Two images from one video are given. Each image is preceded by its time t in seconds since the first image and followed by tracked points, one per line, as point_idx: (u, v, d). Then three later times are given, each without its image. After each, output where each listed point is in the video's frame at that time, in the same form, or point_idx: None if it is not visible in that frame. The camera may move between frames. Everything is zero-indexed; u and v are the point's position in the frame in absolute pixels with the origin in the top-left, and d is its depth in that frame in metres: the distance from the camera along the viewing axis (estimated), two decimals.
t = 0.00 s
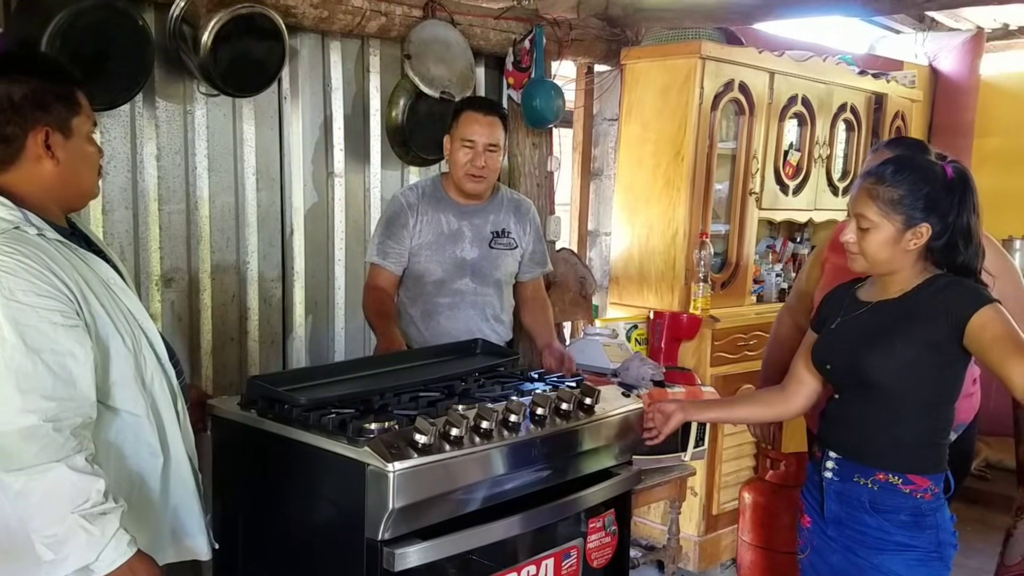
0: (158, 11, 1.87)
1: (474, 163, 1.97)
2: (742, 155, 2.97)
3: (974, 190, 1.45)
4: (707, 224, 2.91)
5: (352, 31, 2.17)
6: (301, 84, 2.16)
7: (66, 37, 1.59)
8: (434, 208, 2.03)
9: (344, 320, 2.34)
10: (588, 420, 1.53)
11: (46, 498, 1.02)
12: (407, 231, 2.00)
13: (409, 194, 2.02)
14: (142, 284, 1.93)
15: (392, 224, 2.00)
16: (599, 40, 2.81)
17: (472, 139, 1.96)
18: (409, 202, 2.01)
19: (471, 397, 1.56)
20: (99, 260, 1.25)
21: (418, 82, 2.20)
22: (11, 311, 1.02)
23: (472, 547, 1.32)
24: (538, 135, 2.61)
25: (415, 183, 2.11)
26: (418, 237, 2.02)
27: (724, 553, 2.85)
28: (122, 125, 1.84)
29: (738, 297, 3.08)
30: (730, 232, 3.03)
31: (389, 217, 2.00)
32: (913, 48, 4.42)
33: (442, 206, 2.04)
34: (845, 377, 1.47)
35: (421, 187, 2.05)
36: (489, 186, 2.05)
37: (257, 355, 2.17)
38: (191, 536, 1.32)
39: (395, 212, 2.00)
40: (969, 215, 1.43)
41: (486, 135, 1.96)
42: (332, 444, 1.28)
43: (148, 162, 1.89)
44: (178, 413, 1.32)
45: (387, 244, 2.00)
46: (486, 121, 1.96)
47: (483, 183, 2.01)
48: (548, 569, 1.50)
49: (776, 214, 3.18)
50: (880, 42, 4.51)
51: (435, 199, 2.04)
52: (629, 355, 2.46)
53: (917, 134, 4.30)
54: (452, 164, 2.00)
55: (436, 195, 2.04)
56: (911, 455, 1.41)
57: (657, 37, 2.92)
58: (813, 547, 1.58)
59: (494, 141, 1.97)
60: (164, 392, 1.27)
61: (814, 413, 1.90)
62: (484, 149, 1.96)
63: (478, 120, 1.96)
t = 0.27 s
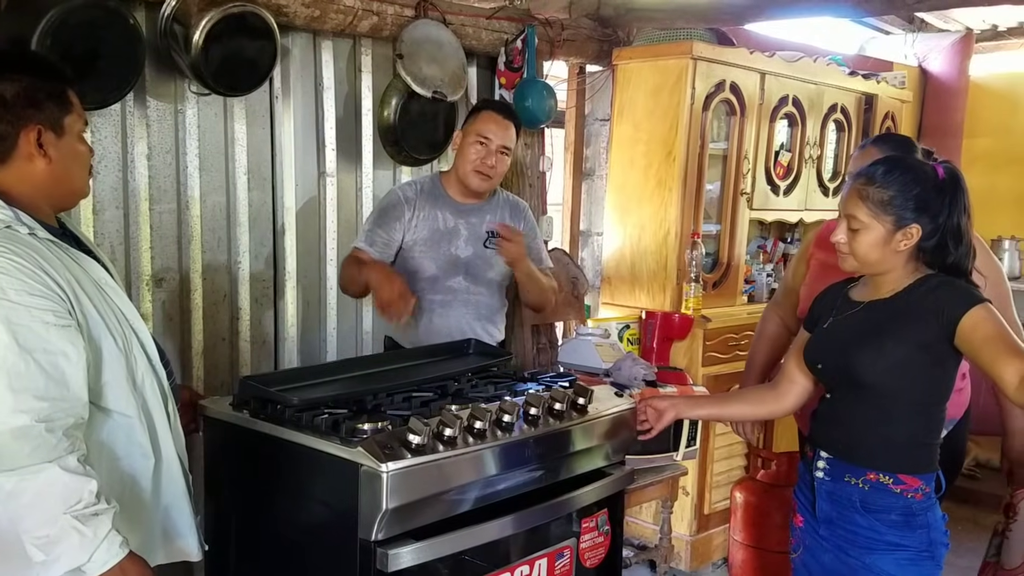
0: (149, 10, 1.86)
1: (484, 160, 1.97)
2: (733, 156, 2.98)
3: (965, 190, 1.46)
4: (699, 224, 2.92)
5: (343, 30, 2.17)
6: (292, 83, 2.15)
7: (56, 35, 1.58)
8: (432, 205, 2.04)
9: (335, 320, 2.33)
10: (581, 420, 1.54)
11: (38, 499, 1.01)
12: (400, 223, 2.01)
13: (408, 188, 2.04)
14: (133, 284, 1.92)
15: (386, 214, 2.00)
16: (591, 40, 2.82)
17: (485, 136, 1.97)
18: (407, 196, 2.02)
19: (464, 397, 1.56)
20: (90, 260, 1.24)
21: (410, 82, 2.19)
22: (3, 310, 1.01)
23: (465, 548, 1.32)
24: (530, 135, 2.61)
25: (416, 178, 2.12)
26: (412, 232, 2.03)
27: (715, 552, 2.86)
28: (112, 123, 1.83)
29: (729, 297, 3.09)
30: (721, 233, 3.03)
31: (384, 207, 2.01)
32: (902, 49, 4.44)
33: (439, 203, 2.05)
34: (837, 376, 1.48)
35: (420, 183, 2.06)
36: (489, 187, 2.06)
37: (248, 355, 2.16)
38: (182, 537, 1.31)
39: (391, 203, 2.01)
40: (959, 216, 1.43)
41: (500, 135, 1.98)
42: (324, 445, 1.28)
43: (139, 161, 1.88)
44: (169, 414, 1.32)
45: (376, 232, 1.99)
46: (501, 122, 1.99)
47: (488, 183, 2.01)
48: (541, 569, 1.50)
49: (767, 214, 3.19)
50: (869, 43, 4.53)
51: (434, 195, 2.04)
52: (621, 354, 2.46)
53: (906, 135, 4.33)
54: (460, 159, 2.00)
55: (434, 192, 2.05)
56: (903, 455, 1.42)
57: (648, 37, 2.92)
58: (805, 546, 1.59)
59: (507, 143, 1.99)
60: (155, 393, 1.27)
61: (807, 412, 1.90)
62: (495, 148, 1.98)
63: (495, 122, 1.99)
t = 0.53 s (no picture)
0: (140, 8, 1.85)
1: (479, 158, 1.97)
2: (725, 156, 2.99)
3: (957, 196, 1.47)
4: (691, 224, 2.92)
5: (335, 29, 2.16)
6: (284, 82, 2.14)
7: (47, 34, 1.57)
8: (426, 203, 2.04)
9: (328, 320, 2.33)
10: (575, 420, 1.54)
11: (31, 501, 1.00)
12: (396, 219, 2.01)
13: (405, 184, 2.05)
14: (124, 284, 1.90)
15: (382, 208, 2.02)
16: (583, 40, 2.82)
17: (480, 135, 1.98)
18: (401, 191, 2.03)
19: (458, 397, 1.56)
20: (81, 260, 1.23)
21: (403, 81, 2.19)
22: None
23: (459, 549, 1.32)
24: (523, 135, 2.60)
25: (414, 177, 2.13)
26: (407, 229, 2.03)
27: (707, 551, 2.87)
28: (103, 122, 1.82)
29: (721, 297, 3.10)
30: (714, 232, 3.06)
31: (381, 203, 2.02)
32: (892, 49, 4.46)
33: (434, 200, 2.05)
34: (828, 376, 1.49)
35: (417, 181, 2.06)
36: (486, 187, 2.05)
37: (240, 356, 2.14)
38: (177, 538, 1.31)
39: (387, 198, 2.02)
40: (949, 221, 1.44)
41: (495, 133, 1.98)
42: (318, 445, 1.27)
43: (131, 161, 1.87)
44: (161, 415, 1.31)
45: (376, 230, 2.00)
46: (496, 120, 1.99)
47: (483, 182, 2.00)
48: (535, 570, 1.50)
49: (758, 214, 3.20)
50: (860, 43, 4.55)
51: (429, 193, 2.05)
52: (613, 354, 2.46)
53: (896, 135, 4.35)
54: (456, 158, 2.00)
55: (430, 189, 2.06)
56: (894, 455, 1.42)
57: (640, 37, 2.92)
58: (799, 546, 1.59)
59: (502, 142, 1.99)
60: (147, 393, 1.26)
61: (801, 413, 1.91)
62: (490, 147, 1.98)
63: (490, 121, 1.99)
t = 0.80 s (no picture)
0: (135, 8, 1.84)
1: (465, 152, 1.97)
2: (718, 157, 3.00)
3: (951, 197, 1.47)
4: (685, 225, 2.93)
5: (331, 30, 2.15)
6: (279, 83, 2.14)
7: (42, 34, 1.55)
8: (419, 208, 2.03)
9: (323, 321, 2.32)
10: (572, 421, 1.54)
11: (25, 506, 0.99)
12: (389, 229, 2.01)
13: (395, 192, 2.04)
14: (118, 284, 1.90)
15: (375, 220, 2.01)
16: (578, 41, 2.83)
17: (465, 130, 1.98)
18: (394, 200, 2.03)
19: (455, 398, 1.56)
20: (76, 262, 1.22)
21: (398, 82, 2.19)
22: None
23: (456, 550, 1.32)
24: (517, 136, 2.61)
25: (402, 182, 2.12)
26: (401, 235, 2.02)
27: (702, 551, 2.88)
28: (98, 123, 1.81)
29: (715, 297, 3.11)
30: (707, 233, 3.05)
31: (373, 213, 2.02)
32: (884, 51, 4.49)
33: (428, 204, 2.04)
34: (822, 377, 1.49)
35: (408, 186, 2.05)
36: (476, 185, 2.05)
37: (235, 356, 2.14)
38: (172, 542, 1.30)
39: (378, 209, 2.01)
40: (942, 222, 1.45)
41: (479, 126, 1.99)
42: (316, 447, 1.27)
43: (125, 161, 1.86)
44: (158, 417, 1.30)
45: (367, 241, 2.01)
46: (480, 114, 2.01)
47: (473, 176, 2.00)
48: (533, 571, 1.50)
49: (752, 215, 3.21)
50: (852, 45, 4.57)
51: (423, 197, 2.04)
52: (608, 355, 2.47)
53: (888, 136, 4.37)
54: (443, 157, 2.00)
55: (422, 195, 2.04)
56: (889, 455, 1.43)
57: (635, 39, 2.93)
58: (795, 546, 1.60)
59: (487, 133, 1.99)
60: (144, 396, 1.25)
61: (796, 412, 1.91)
62: (475, 140, 1.98)
63: (473, 115, 2.00)
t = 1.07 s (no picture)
0: (131, 7, 1.83)
1: (445, 174, 1.95)
2: (714, 157, 3.00)
3: (948, 199, 1.48)
4: (681, 225, 2.93)
5: (327, 29, 2.15)
6: (275, 82, 2.13)
7: (38, 33, 1.55)
8: (414, 211, 2.02)
9: (319, 321, 2.32)
10: (571, 421, 1.54)
11: (20, 510, 0.98)
12: (387, 235, 2.00)
13: (389, 197, 2.01)
14: (114, 284, 1.89)
15: (371, 226, 1.99)
16: (573, 41, 2.84)
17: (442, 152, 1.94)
18: (389, 205, 2.01)
19: (454, 398, 1.55)
20: (73, 262, 1.21)
21: (395, 81, 2.18)
22: None
23: (455, 551, 1.31)
24: (513, 136, 2.61)
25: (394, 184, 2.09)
26: (398, 238, 2.01)
27: (697, 550, 2.88)
28: (94, 122, 1.80)
29: (710, 297, 3.11)
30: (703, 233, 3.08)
31: (369, 219, 2.00)
32: (878, 51, 4.51)
33: (422, 207, 2.03)
34: (818, 377, 1.50)
35: (400, 189, 2.03)
36: (466, 192, 2.04)
37: (231, 356, 2.13)
38: (170, 545, 1.29)
39: (374, 214, 2.00)
40: (940, 223, 1.45)
41: (456, 146, 1.93)
42: (316, 447, 1.26)
43: (120, 161, 1.86)
44: (157, 418, 1.29)
45: (367, 248, 1.99)
46: (456, 129, 1.93)
47: (457, 193, 2.00)
48: (531, 571, 1.49)
49: (747, 215, 3.22)
50: (845, 45, 4.59)
51: (414, 201, 2.02)
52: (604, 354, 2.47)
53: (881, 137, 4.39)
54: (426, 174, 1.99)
55: (416, 199, 2.03)
56: (885, 454, 1.43)
57: (630, 39, 2.93)
58: (790, 545, 1.60)
59: (465, 152, 1.94)
60: (141, 397, 1.24)
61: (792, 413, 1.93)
62: (453, 160, 1.94)
63: (447, 132, 1.92)
